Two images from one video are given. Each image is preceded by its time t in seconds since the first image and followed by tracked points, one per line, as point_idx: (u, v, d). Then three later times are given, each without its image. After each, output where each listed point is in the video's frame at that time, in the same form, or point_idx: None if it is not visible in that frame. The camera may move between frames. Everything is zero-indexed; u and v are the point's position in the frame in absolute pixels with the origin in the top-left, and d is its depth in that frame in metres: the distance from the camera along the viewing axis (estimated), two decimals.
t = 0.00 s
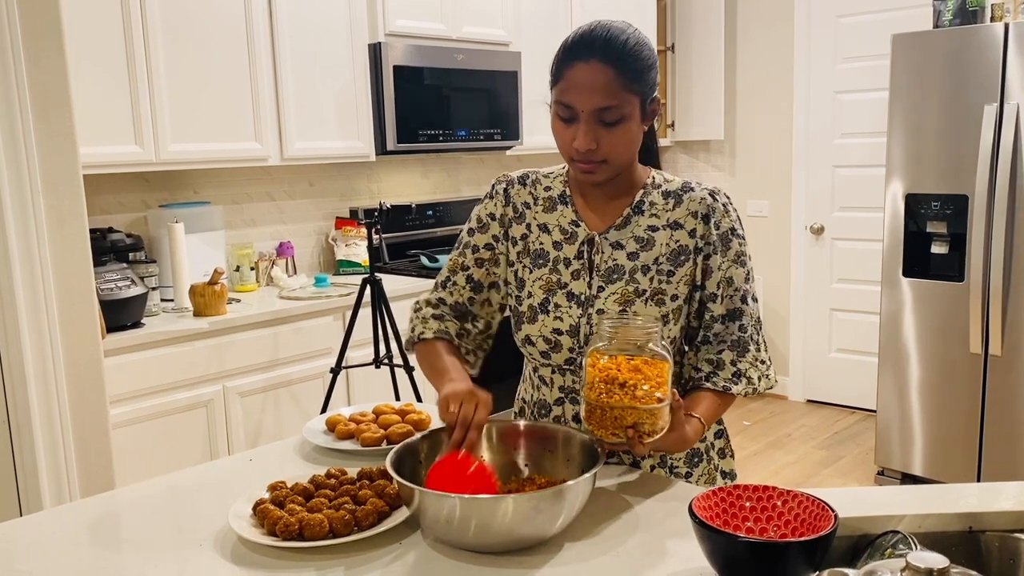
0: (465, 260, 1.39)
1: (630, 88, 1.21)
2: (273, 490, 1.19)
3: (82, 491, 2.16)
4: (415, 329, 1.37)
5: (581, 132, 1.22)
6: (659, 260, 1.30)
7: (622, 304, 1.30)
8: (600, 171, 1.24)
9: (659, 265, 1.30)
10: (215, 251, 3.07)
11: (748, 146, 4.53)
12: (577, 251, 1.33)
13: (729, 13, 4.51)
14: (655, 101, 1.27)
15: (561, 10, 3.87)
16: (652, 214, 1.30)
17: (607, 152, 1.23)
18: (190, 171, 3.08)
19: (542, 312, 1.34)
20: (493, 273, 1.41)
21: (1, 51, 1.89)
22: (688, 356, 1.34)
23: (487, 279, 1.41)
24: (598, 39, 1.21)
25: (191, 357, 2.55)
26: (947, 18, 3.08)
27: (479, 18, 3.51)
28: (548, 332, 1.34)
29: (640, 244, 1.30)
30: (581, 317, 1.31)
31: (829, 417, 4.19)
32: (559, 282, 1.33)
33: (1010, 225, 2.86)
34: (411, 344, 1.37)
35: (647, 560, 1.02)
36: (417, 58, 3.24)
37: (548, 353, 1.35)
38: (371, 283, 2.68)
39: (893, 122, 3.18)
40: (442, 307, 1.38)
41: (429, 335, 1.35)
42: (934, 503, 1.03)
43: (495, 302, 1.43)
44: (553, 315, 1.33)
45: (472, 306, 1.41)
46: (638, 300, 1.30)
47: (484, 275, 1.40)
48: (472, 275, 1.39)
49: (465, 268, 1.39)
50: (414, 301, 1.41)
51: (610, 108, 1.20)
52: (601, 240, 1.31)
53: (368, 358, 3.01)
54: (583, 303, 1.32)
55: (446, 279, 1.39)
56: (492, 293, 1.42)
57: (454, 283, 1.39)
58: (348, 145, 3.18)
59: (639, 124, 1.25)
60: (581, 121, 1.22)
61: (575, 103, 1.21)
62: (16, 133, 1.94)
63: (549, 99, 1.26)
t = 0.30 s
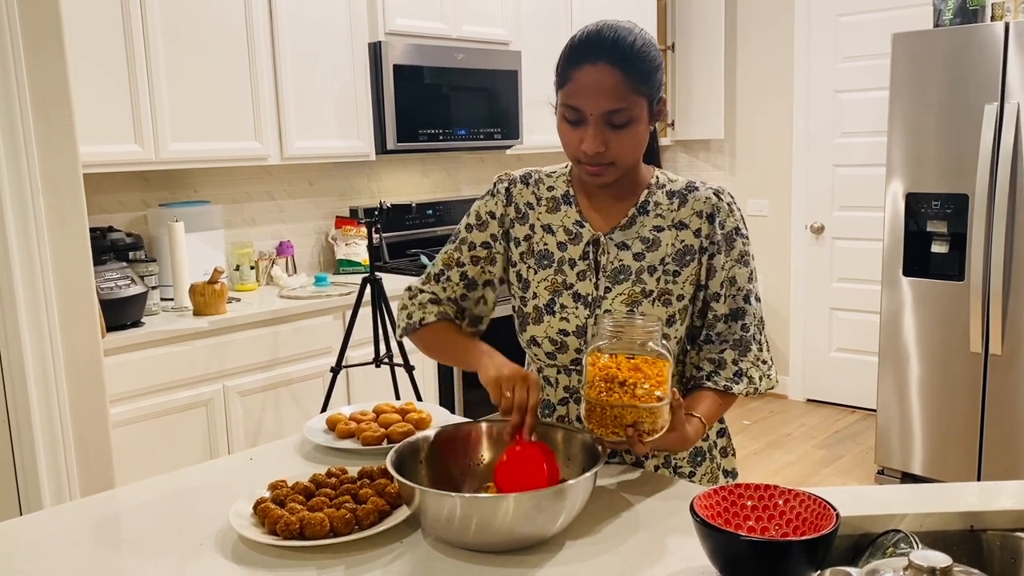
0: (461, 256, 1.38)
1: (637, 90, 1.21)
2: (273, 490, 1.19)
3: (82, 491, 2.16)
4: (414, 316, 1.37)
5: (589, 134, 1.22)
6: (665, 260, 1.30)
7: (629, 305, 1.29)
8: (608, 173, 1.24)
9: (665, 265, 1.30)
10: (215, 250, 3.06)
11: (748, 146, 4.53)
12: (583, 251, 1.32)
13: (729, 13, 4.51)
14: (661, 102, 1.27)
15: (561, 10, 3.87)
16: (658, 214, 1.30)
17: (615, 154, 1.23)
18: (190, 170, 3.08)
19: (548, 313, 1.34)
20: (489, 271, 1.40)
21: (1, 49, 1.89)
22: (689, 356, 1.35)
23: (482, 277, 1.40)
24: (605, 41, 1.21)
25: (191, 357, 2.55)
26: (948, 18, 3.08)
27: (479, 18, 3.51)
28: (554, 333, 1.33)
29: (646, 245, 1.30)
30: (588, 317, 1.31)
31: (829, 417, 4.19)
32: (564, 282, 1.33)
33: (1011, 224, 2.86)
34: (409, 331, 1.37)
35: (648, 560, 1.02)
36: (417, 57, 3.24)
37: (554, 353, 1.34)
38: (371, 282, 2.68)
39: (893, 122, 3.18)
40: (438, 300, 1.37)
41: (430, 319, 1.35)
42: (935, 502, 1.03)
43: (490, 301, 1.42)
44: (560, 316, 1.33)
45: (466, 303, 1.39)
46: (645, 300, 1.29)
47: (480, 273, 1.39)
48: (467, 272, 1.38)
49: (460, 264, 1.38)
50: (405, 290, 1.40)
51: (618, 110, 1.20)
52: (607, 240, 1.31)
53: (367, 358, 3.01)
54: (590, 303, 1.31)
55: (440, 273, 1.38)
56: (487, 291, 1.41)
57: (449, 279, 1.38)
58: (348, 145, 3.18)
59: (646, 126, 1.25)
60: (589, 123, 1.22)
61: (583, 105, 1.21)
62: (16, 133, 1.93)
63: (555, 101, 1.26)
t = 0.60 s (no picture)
0: (470, 253, 1.37)
1: (640, 91, 1.21)
2: (273, 489, 1.19)
3: (82, 491, 2.16)
4: (420, 321, 1.35)
5: (591, 133, 1.22)
6: (665, 261, 1.30)
7: (628, 305, 1.29)
8: (609, 172, 1.24)
9: (665, 266, 1.30)
10: (215, 250, 3.06)
11: (748, 146, 4.53)
12: (584, 250, 1.32)
13: (729, 12, 4.51)
14: (665, 103, 1.27)
15: (561, 10, 3.87)
16: (660, 215, 1.30)
17: (616, 154, 1.23)
18: (189, 171, 3.08)
19: (547, 310, 1.33)
20: (496, 268, 1.39)
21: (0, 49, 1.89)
22: (689, 358, 1.35)
23: (491, 274, 1.39)
24: (609, 41, 1.21)
25: (191, 357, 2.55)
26: (947, 18, 3.08)
27: (479, 17, 3.51)
28: (553, 331, 1.33)
29: (647, 245, 1.30)
30: (587, 316, 1.31)
31: (829, 416, 4.19)
32: (565, 281, 1.33)
33: (1010, 223, 2.86)
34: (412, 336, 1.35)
35: (648, 560, 1.02)
36: (417, 57, 3.24)
37: (552, 351, 1.34)
38: (371, 281, 2.68)
39: (893, 122, 3.18)
40: (448, 304, 1.36)
41: (435, 328, 1.34)
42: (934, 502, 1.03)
43: (498, 298, 1.42)
44: (558, 314, 1.32)
45: (473, 301, 1.39)
46: (644, 301, 1.29)
47: (488, 270, 1.39)
48: (476, 269, 1.38)
49: (469, 261, 1.37)
50: (415, 292, 1.39)
51: (620, 111, 1.20)
52: (608, 240, 1.31)
53: (367, 358, 3.01)
54: (589, 302, 1.31)
55: (449, 271, 1.37)
56: (494, 289, 1.41)
57: (458, 276, 1.37)
58: (347, 144, 3.18)
59: (648, 127, 1.25)
60: (591, 123, 1.22)
61: (586, 105, 1.21)
62: (15, 133, 1.93)
63: (558, 100, 1.26)
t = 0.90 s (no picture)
0: (474, 250, 1.36)
1: (647, 95, 1.21)
2: (273, 491, 1.19)
3: (81, 491, 2.16)
4: (428, 314, 1.32)
5: (597, 137, 1.22)
6: (666, 263, 1.30)
7: (629, 306, 1.29)
8: (615, 176, 1.24)
9: (666, 268, 1.30)
10: (215, 250, 3.07)
11: (747, 146, 4.53)
12: (586, 251, 1.32)
13: (729, 13, 4.51)
14: (670, 107, 1.27)
15: (560, 10, 3.87)
16: (662, 217, 1.30)
17: (623, 157, 1.23)
18: (189, 171, 3.08)
19: (549, 310, 1.33)
20: (499, 265, 1.38)
21: None
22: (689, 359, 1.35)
23: (494, 270, 1.38)
24: (617, 45, 1.21)
25: (190, 357, 2.55)
26: (947, 18, 3.08)
27: (478, 18, 3.51)
28: (553, 330, 1.33)
29: (649, 248, 1.30)
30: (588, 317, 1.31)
31: (829, 417, 4.19)
32: (566, 281, 1.33)
33: (1010, 223, 2.86)
34: (423, 330, 1.33)
35: (647, 561, 1.02)
36: (417, 57, 3.24)
37: (552, 352, 1.34)
38: (370, 282, 2.68)
39: (892, 122, 3.18)
40: (453, 294, 1.34)
41: (448, 316, 1.31)
42: (934, 504, 1.03)
43: (498, 294, 1.41)
44: (560, 314, 1.33)
45: (477, 297, 1.38)
46: (645, 302, 1.29)
47: (491, 266, 1.38)
48: (480, 266, 1.36)
49: (473, 257, 1.36)
50: (420, 286, 1.37)
51: (627, 115, 1.20)
52: (610, 241, 1.31)
53: (367, 358, 3.01)
54: (590, 303, 1.31)
55: (453, 266, 1.35)
56: (496, 285, 1.40)
57: (462, 272, 1.35)
58: (347, 145, 3.18)
59: (655, 130, 1.25)
60: (598, 126, 1.22)
61: (593, 108, 1.21)
62: (14, 136, 1.93)
63: (564, 102, 1.26)
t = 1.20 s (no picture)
0: (475, 261, 1.36)
1: (649, 93, 1.21)
2: (273, 491, 1.19)
3: (81, 491, 2.16)
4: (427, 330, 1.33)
5: (600, 136, 1.22)
6: (669, 263, 1.30)
7: (632, 307, 1.29)
8: (617, 175, 1.24)
9: (669, 268, 1.30)
10: (215, 250, 3.07)
11: (747, 145, 4.53)
12: (588, 252, 1.32)
13: (729, 12, 4.51)
14: (672, 106, 1.27)
15: (560, 10, 3.87)
16: (663, 217, 1.31)
17: (625, 156, 1.23)
18: (189, 171, 3.08)
19: (552, 313, 1.33)
20: (501, 274, 1.38)
21: None
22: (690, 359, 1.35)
23: (497, 280, 1.38)
24: (620, 44, 1.21)
25: (190, 357, 2.55)
26: (947, 18, 3.08)
27: (478, 18, 3.51)
28: (557, 333, 1.33)
29: (651, 247, 1.30)
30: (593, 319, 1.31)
31: (828, 417, 4.19)
32: (569, 283, 1.32)
33: (1010, 223, 2.86)
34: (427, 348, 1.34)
35: (647, 561, 1.02)
36: (416, 57, 3.24)
37: (556, 354, 1.34)
38: (370, 282, 2.68)
39: (893, 122, 3.18)
40: (452, 308, 1.34)
41: (442, 331, 1.31)
42: (934, 505, 1.03)
43: (504, 302, 1.41)
44: (563, 316, 1.32)
45: (482, 306, 1.38)
46: (649, 302, 1.29)
47: (494, 276, 1.37)
48: (481, 276, 1.36)
49: (474, 269, 1.36)
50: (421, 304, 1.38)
51: (630, 113, 1.20)
52: (613, 242, 1.31)
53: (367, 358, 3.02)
54: (593, 304, 1.31)
55: (455, 280, 1.36)
56: (501, 294, 1.40)
57: (463, 284, 1.36)
58: (347, 145, 3.18)
59: (656, 129, 1.25)
60: (600, 125, 1.22)
61: (596, 107, 1.21)
62: (14, 137, 1.93)
63: (566, 101, 1.26)
